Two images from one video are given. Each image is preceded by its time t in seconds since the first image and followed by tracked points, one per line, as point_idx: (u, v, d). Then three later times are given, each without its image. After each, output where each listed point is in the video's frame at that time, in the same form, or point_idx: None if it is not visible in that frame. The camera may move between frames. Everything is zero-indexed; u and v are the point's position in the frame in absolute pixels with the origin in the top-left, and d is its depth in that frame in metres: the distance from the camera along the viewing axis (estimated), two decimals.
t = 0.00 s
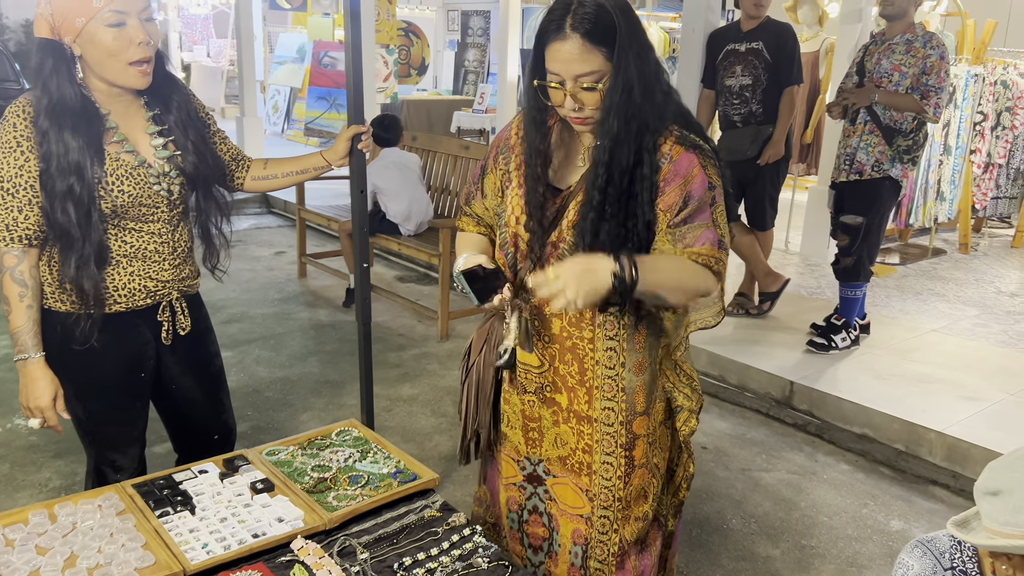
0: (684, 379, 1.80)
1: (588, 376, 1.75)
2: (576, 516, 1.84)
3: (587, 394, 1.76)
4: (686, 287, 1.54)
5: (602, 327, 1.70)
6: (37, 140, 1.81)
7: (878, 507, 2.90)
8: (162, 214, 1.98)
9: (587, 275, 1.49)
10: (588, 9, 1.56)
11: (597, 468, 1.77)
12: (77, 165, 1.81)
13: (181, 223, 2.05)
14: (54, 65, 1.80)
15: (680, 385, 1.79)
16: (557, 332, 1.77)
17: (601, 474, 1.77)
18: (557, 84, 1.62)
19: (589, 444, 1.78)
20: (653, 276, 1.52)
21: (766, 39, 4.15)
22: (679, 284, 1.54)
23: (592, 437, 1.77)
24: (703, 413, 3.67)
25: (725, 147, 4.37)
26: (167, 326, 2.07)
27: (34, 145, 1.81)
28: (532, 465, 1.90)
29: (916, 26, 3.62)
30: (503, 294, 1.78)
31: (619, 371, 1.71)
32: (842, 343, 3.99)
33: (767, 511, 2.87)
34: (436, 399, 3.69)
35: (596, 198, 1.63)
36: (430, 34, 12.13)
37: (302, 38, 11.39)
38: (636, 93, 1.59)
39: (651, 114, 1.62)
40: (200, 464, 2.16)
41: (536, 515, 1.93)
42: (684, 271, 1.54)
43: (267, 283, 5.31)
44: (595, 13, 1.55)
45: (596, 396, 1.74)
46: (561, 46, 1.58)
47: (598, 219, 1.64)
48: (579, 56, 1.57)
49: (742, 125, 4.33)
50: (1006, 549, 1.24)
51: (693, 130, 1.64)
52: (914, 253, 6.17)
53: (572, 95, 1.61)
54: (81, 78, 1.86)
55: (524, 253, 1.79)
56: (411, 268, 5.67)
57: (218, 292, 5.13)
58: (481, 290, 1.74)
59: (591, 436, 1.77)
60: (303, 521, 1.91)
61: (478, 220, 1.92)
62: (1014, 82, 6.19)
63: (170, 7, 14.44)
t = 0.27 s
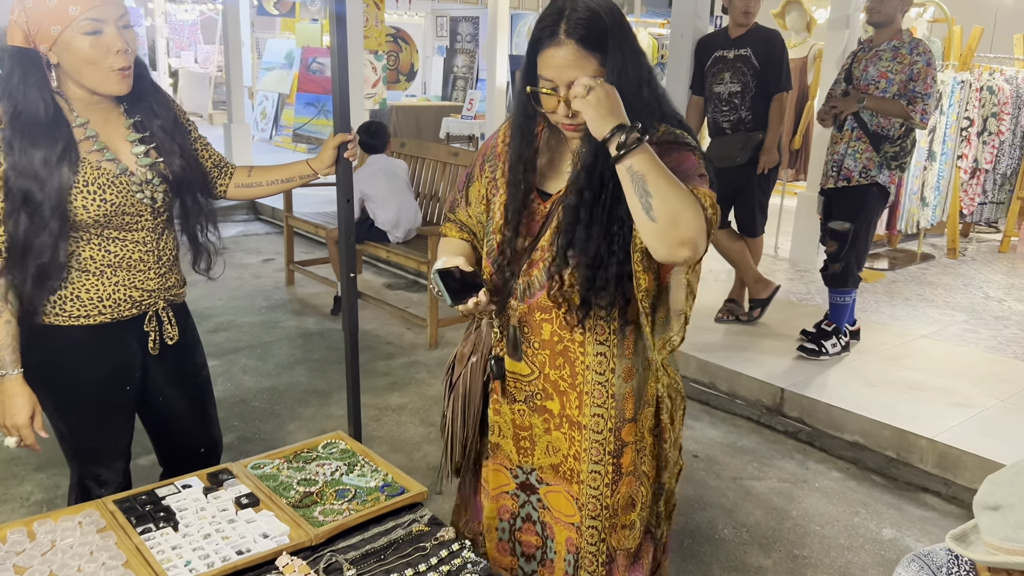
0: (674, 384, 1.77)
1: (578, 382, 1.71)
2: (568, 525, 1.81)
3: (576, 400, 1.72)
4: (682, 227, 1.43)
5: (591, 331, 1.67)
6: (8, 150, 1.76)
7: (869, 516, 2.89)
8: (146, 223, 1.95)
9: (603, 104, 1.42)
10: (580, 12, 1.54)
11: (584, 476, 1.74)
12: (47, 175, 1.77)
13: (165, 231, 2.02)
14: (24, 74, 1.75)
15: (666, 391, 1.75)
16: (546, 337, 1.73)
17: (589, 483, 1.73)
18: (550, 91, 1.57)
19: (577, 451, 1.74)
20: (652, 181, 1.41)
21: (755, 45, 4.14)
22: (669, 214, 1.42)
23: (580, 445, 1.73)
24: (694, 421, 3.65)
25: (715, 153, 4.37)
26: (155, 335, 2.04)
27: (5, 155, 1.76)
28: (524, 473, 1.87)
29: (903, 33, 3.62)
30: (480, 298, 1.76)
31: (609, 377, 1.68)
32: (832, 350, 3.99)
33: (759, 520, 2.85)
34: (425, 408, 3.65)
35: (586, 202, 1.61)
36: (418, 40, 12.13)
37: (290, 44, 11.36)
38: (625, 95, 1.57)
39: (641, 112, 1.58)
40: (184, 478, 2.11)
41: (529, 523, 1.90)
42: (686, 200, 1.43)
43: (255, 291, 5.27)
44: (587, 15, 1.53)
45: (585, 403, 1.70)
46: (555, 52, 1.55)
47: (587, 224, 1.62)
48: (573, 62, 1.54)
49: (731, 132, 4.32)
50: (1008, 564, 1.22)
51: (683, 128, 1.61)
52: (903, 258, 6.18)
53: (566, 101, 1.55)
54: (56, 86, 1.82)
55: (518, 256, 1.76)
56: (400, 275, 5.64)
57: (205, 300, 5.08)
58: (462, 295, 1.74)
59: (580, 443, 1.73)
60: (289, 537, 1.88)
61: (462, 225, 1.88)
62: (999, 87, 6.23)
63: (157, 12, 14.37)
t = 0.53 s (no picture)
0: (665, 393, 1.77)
1: (568, 393, 1.70)
2: (558, 537, 1.80)
3: (567, 412, 1.71)
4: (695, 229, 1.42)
5: (583, 342, 1.66)
6: None
7: (862, 524, 2.87)
8: (129, 233, 1.91)
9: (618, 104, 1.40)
10: (565, 24, 1.51)
11: (574, 489, 1.73)
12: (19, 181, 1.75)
13: (149, 241, 1.98)
14: None
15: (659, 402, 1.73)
16: (537, 348, 1.71)
17: (579, 495, 1.73)
18: (537, 105, 1.55)
19: (568, 463, 1.73)
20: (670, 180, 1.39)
21: (744, 53, 4.14)
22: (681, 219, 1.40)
23: (571, 456, 1.72)
24: (685, 429, 3.63)
25: (705, 160, 4.37)
26: (140, 348, 1.99)
27: None
28: (519, 486, 1.85)
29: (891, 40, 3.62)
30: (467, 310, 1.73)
31: (600, 387, 1.67)
32: (824, 356, 3.97)
33: (751, 529, 2.83)
34: (415, 418, 3.62)
35: (579, 211, 1.59)
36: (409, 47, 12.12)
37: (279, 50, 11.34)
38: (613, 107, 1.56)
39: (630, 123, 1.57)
40: (168, 493, 2.07)
41: (527, 534, 1.88)
42: (700, 202, 1.42)
43: (244, 299, 5.23)
44: (571, 27, 1.51)
45: (576, 413, 1.69)
46: (540, 67, 1.52)
47: (580, 234, 1.59)
48: (559, 76, 1.51)
49: (721, 138, 4.31)
50: None
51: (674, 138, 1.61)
52: (893, 263, 6.19)
53: (553, 116, 1.54)
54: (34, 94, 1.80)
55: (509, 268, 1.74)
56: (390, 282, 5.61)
57: (193, 308, 5.04)
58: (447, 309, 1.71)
59: (570, 455, 1.73)
60: (275, 553, 1.85)
61: (448, 238, 1.84)
62: (987, 93, 6.26)
63: (146, 19, 14.30)
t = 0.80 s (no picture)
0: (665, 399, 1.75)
1: (568, 401, 1.68)
2: (556, 550, 1.77)
3: (566, 420, 1.69)
4: (700, 234, 1.41)
5: (583, 349, 1.64)
6: None
7: (857, 530, 2.86)
8: (114, 238, 1.88)
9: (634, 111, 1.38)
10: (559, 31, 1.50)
11: (574, 497, 1.70)
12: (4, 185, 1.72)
13: (135, 247, 1.95)
14: None
15: (658, 409, 1.71)
16: (536, 357, 1.69)
17: (581, 503, 1.70)
18: (535, 113, 1.53)
19: (567, 472, 1.71)
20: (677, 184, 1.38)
21: (740, 55, 4.14)
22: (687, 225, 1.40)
23: (570, 464, 1.70)
24: (679, 434, 3.61)
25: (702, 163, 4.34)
26: (125, 355, 1.95)
27: None
28: (515, 497, 1.81)
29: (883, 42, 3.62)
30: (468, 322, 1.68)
31: (601, 393, 1.66)
32: (817, 360, 3.96)
33: (746, 535, 2.81)
34: (407, 423, 3.59)
35: (580, 219, 1.57)
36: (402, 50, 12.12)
37: (272, 54, 11.30)
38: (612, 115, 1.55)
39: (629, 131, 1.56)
40: (155, 502, 2.04)
41: (525, 545, 1.84)
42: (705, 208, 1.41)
43: (235, 304, 5.19)
44: (567, 32, 1.50)
45: (575, 420, 1.68)
46: (538, 76, 1.50)
47: (581, 241, 1.57)
48: (558, 85, 1.50)
49: (718, 141, 4.29)
50: None
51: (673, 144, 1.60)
52: (886, 266, 6.20)
53: (553, 123, 1.52)
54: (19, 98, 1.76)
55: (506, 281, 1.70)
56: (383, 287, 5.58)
57: (183, 313, 5.00)
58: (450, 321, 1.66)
59: (570, 463, 1.70)
60: (263, 563, 1.82)
61: (441, 245, 1.81)
62: (979, 96, 6.27)
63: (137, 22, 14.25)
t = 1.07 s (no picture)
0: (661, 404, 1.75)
1: (567, 408, 1.66)
2: (550, 558, 1.75)
3: (565, 428, 1.67)
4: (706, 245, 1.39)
5: (582, 356, 1.62)
6: None
7: (851, 534, 2.84)
8: (99, 242, 1.85)
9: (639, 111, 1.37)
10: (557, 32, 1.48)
11: (575, 505, 1.69)
12: None
13: (120, 250, 1.92)
14: None
15: (655, 414, 1.70)
16: (533, 367, 1.66)
17: (582, 511, 1.69)
18: (536, 115, 1.51)
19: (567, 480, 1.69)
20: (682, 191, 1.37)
21: (735, 57, 4.13)
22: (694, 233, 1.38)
23: (570, 472, 1.68)
24: (673, 437, 3.59)
25: (697, 164, 4.31)
26: (109, 360, 1.93)
27: None
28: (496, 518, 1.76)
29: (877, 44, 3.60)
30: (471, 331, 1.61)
31: (601, 402, 1.64)
32: (811, 363, 3.95)
33: (739, 539, 2.79)
34: (399, 427, 3.56)
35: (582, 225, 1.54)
36: (396, 52, 12.09)
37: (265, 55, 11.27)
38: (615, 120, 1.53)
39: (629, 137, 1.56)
40: (140, 508, 2.01)
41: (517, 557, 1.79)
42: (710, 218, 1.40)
43: (226, 307, 5.16)
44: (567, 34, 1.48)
45: (575, 428, 1.66)
46: (541, 77, 1.48)
47: (581, 248, 1.54)
48: (561, 85, 1.48)
49: (712, 142, 4.28)
50: None
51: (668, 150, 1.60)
52: (880, 269, 6.19)
53: (557, 124, 1.50)
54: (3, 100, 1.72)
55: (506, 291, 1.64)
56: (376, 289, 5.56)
57: (175, 316, 4.96)
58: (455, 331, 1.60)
59: (569, 471, 1.69)
60: (249, 571, 1.80)
61: (434, 252, 1.73)
62: (973, 98, 6.27)
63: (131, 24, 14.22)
